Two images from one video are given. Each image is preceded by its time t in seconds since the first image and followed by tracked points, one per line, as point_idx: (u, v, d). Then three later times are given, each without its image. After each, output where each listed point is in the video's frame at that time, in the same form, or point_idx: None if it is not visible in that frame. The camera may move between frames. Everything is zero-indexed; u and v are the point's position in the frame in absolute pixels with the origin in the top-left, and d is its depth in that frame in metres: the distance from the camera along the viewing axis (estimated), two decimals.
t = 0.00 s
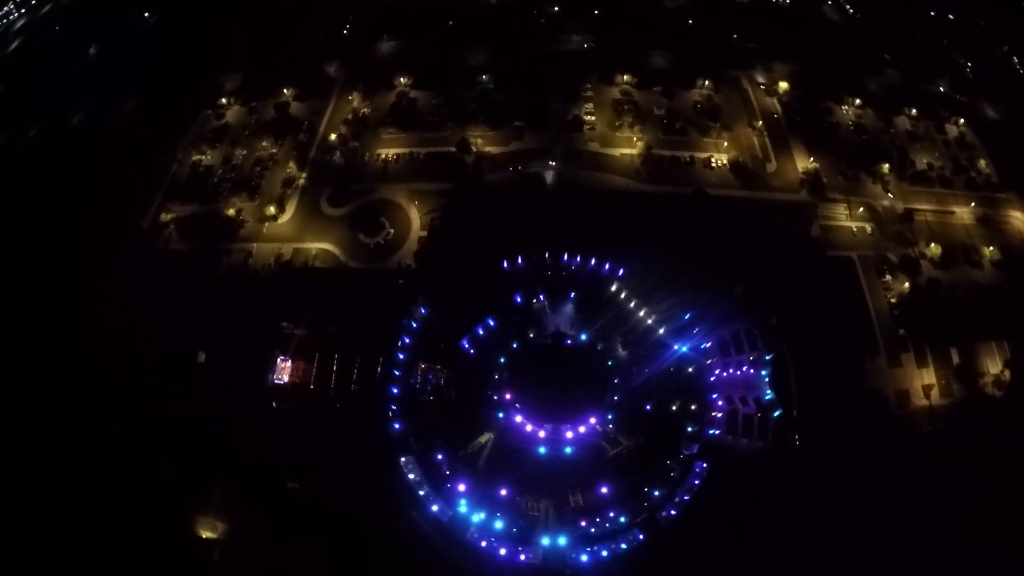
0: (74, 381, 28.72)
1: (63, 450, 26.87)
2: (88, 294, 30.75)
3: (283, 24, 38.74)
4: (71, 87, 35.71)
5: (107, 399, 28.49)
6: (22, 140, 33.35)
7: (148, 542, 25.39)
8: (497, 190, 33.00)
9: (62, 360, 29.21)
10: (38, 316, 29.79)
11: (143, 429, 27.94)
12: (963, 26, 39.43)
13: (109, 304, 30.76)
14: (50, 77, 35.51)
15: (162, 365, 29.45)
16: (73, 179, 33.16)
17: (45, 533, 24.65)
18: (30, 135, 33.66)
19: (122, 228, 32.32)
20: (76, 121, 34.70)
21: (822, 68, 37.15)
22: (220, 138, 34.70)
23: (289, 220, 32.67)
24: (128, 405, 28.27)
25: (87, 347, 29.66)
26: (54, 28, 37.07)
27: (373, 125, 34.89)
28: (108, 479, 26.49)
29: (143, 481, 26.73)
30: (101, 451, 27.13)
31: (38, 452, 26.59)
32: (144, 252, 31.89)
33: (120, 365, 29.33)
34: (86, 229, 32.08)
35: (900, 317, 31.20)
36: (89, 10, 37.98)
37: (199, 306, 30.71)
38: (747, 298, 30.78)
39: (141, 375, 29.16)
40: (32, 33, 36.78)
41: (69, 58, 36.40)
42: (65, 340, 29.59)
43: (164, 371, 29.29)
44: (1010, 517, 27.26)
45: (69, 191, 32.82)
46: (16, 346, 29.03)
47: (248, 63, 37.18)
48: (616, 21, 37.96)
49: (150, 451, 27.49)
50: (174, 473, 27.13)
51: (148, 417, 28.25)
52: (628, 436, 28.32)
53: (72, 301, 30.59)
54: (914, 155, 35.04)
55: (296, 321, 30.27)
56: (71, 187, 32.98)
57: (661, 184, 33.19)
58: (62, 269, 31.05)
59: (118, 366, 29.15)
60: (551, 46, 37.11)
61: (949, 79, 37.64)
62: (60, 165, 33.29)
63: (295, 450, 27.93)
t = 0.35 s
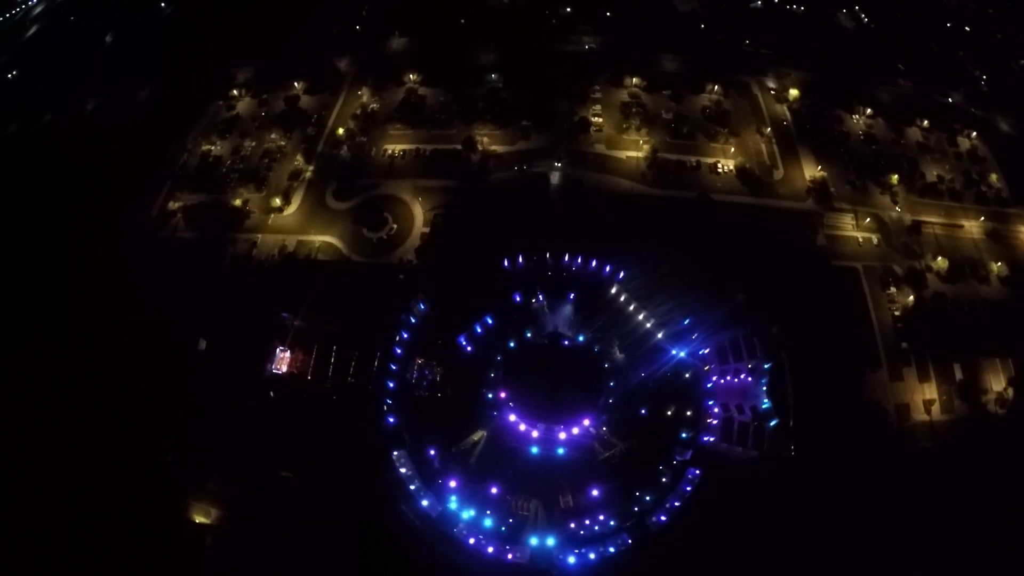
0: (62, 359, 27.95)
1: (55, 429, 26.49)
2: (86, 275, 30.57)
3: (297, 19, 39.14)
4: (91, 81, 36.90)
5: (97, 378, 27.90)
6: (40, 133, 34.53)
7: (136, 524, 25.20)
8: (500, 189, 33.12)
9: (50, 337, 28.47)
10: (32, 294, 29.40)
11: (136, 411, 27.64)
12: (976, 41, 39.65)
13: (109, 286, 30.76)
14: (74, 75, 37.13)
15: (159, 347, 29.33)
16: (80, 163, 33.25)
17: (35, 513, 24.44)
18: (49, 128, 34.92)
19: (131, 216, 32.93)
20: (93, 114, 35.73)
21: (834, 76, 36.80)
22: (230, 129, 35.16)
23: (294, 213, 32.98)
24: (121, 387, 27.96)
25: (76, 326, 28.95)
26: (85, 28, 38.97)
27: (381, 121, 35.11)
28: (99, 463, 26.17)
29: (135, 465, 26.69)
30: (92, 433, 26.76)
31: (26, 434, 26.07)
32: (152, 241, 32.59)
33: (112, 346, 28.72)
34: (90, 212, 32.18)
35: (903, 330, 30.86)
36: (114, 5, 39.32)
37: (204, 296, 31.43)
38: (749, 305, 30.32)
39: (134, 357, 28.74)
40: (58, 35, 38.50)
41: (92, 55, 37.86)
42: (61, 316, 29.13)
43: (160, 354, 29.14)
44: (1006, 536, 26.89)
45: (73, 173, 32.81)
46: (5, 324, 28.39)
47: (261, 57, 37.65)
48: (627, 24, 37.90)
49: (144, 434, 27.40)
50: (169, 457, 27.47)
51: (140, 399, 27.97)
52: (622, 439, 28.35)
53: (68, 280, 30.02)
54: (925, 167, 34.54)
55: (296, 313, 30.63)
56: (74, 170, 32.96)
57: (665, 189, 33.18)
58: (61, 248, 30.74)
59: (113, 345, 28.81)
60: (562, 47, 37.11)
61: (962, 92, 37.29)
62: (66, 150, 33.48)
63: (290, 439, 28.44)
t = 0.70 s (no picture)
0: (63, 356, 28.63)
1: (53, 425, 27.20)
2: (89, 274, 31.27)
3: (300, 17, 39.46)
4: (96, 80, 37.43)
5: (95, 374, 28.44)
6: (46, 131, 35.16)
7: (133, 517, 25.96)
8: (497, 188, 33.14)
9: (52, 334, 29.24)
10: (38, 292, 30.28)
11: (133, 405, 28.18)
12: (982, 44, 39.13)
13: (111, 282, 31.40)
14: (80, 74, 37.69)
15: (157, 342, 29.80)
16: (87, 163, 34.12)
17: (35, 506, 25.30)
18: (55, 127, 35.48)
19: (132, 211, 33.29)
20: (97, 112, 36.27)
21: (836, 78, 36.48)
22: (231, 126, 35.52)
23: (293, 209, 33.24)
24: (118, 382, 28.49)
25: (77, 322, 29.68)
26: (93, 28, 39.60)
27: (381, 119, 35.31)
28: (96, 458, 26.84)
29: (131, 458, 27.28)
30: (89, 428, 27.39)
31: (25, 431, 26.79)
32: (153, 236, 32.87)
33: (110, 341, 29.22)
34: (95, 212, 32.93)
35: (901, 334, 30.53)
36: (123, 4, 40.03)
37: (202, 290, 31.66)
38: (744, 307, 30.22)
39: (132, 352, 29.22)
40: (66, 36, 39.14)
41: (99, 54, 38.42)
42: (64, 313, 29.89)
43: (156, 343, 29.72)
44: (1003, 544, 26.48)
45: (79, 174, 33.68)
46: (9, 323, 29.20)
47: (264, 54, 38.01)
48: (629, 24, 37.80)
49: (139, 428, 27.84)
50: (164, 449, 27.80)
51: (137, 394, 28.43)
52: (613, 439, 28.31)
53: (72, 277, 30.87)
54: (926, 170, 34.21)
55: (293, 308, 30.90)
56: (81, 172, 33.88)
57: (663, 189, 33.03)
58: (66, 247, 31.63)
59: (112, 340, 29.34)
60: (563, 46, 37.09)
61: (966, 95, 36.93)
62: (73, 151, 34.37)
63: (284, 433, 28.55)
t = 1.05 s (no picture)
0: (63, 357, 29.14)
1: (51, 421, 27.78)
2: (88, 274, 31.58)
3: (297, 18, 39.63)
4: (97, 80, 37.75)
5: (95, 373, 29.01)
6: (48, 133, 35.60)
7: (127, 514, 26.20)
8: (490, 187, 33.19)
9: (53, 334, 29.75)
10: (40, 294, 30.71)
11: (133, 404, 28.79)
12: (982, 43, 38.68)
13: (111, 282, 31.70)
14: (81, 75, 38.01)
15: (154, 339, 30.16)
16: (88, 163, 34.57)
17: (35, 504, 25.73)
18: (54, 129, 35.79)
19: (133, 211, 33.60)
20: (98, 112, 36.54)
21: (833, 77, 36.18)
22: (228, 126, 35.84)
23: (288, 208, 33.45)
24: (118, 380, 29.02)
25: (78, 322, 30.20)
26: (92, 28, 39.85)
27: (376, 118, 35.47)
28: (95, 457, 27.27)
29: (127, 456, 27.74)
30: (85, 424, 27.90)
31: (26, 431, 27.30)
32: (152, 234, 33.11)
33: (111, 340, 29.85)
34: (96, 212, 33.28)
35: (896, 334, 30.19)
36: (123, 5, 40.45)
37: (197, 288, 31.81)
38: (737, 307, 30.03)
39: (131, 351, 29.76)
40: (65, 36, 39.34)
41: (98, 55, 38.72)
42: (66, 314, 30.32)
43: (152, 340, 30.13)
44: (999, 546, 26.07)
45: (81, 175, 34.12)
46: (10, 325, 29.74)
47: (261, 55, 38.33)
48: (625, 23, 37.69)
49: (137, 424, 28.40)
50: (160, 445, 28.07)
51: (136, 392, 29.01)
52: (603, 439, 28.12)
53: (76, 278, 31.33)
54: (923, 169, 33.86)
55: (286, 307, 31.09)
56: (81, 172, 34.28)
57: (656, 188, 32.92)
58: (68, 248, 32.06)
59: (112, 339, 29.89)
60: (558, 46, 37.07)
61: (965, 94, 36.48)
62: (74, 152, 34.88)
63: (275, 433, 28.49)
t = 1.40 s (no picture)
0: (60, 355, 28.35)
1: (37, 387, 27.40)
2: (88, 273, 31.11)
3: (298, 18, 39.85)
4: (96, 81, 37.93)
5: (95, 372, 28.32)
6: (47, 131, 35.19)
7: (132, 502, 26.29)
8: (492, 184, 33.24)
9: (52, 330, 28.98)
10: (36, 290, 29.84)
11: (122, 378, 28.61)
12: (1001, 52, 37.51)
13: (111, 281, 31.47)
14: (81, 74, 38.25)
15: (152, 337, 30.26)
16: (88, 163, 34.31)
17: (35, 505, 25.04)
18: (53, 128, 35.51)
19: (133, 211, 33.79)
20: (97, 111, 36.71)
21: (843, 83, 35.74)
22: (236, 117, 36.30)
23: (291, 200, 33.79)
24: (118, 380, 28.43)
25: (82, 322, 29.48)
26: (93, 27, 39.99)
27: (381, 113, 35.67)
28: (96, 457, 26.60)
29: (116, 428, 27.61)
30: (71, 395, 27.59)
31: (26, 432, 26.35)
32: (152, 233, 33.37)
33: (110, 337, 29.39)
34: (96, 212, 33.12)
35: (897, 346, 29.70)
36: None
37: (199, 280, 32.16)
38: (735, 312, 29.69)
39: (127, 331, 30.02)
40: (65, 35, 39.51)
41: (99, 54, 38.97)
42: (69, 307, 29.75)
43: (154, 325, 30.75)
44: (999, 556, 25.77)
45: (82, 174, 33.73)
46: (9, 325, 28.57)
47: (271, 49, 38.78)
48: (634, 24, 37.48)
49: (126, 400, 28.27)
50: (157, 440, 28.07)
51: (135, 392, 28.58)
52: (593, 440, 28.01)
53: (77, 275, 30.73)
54: (931, 179, 33.29)
55: (285, 298, 31.37)
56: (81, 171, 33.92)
57: (658, 190, 32.71)
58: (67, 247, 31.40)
59: (112, 338, 29.39)
60: (566, 45, 36.96)
61: (977, 105, 35.84)
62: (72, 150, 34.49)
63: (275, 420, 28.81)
